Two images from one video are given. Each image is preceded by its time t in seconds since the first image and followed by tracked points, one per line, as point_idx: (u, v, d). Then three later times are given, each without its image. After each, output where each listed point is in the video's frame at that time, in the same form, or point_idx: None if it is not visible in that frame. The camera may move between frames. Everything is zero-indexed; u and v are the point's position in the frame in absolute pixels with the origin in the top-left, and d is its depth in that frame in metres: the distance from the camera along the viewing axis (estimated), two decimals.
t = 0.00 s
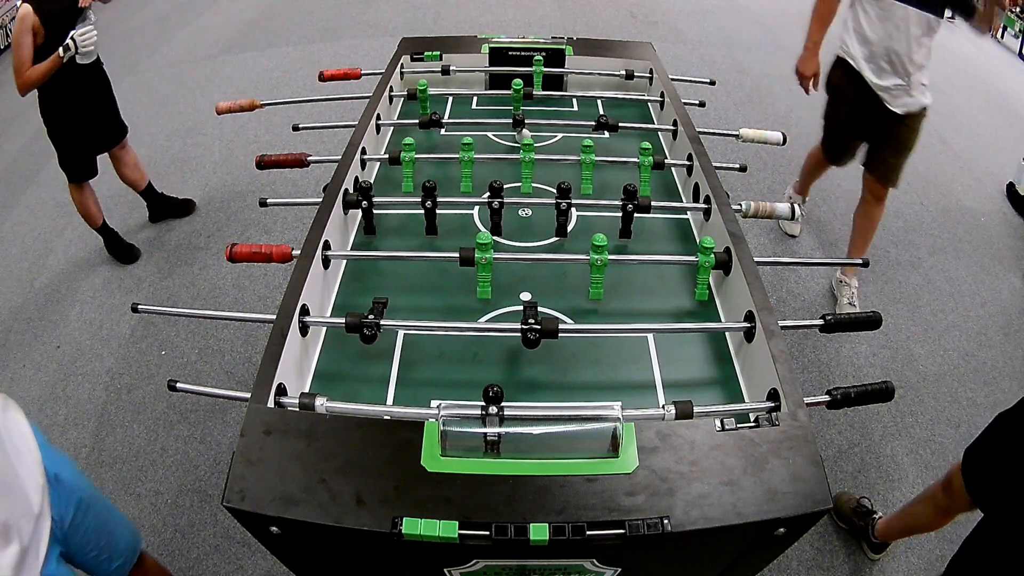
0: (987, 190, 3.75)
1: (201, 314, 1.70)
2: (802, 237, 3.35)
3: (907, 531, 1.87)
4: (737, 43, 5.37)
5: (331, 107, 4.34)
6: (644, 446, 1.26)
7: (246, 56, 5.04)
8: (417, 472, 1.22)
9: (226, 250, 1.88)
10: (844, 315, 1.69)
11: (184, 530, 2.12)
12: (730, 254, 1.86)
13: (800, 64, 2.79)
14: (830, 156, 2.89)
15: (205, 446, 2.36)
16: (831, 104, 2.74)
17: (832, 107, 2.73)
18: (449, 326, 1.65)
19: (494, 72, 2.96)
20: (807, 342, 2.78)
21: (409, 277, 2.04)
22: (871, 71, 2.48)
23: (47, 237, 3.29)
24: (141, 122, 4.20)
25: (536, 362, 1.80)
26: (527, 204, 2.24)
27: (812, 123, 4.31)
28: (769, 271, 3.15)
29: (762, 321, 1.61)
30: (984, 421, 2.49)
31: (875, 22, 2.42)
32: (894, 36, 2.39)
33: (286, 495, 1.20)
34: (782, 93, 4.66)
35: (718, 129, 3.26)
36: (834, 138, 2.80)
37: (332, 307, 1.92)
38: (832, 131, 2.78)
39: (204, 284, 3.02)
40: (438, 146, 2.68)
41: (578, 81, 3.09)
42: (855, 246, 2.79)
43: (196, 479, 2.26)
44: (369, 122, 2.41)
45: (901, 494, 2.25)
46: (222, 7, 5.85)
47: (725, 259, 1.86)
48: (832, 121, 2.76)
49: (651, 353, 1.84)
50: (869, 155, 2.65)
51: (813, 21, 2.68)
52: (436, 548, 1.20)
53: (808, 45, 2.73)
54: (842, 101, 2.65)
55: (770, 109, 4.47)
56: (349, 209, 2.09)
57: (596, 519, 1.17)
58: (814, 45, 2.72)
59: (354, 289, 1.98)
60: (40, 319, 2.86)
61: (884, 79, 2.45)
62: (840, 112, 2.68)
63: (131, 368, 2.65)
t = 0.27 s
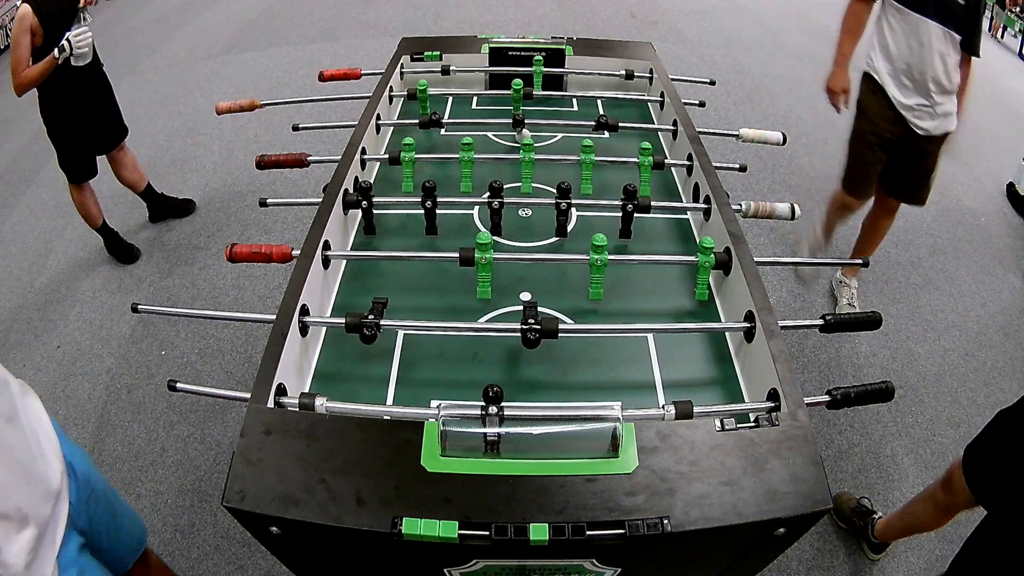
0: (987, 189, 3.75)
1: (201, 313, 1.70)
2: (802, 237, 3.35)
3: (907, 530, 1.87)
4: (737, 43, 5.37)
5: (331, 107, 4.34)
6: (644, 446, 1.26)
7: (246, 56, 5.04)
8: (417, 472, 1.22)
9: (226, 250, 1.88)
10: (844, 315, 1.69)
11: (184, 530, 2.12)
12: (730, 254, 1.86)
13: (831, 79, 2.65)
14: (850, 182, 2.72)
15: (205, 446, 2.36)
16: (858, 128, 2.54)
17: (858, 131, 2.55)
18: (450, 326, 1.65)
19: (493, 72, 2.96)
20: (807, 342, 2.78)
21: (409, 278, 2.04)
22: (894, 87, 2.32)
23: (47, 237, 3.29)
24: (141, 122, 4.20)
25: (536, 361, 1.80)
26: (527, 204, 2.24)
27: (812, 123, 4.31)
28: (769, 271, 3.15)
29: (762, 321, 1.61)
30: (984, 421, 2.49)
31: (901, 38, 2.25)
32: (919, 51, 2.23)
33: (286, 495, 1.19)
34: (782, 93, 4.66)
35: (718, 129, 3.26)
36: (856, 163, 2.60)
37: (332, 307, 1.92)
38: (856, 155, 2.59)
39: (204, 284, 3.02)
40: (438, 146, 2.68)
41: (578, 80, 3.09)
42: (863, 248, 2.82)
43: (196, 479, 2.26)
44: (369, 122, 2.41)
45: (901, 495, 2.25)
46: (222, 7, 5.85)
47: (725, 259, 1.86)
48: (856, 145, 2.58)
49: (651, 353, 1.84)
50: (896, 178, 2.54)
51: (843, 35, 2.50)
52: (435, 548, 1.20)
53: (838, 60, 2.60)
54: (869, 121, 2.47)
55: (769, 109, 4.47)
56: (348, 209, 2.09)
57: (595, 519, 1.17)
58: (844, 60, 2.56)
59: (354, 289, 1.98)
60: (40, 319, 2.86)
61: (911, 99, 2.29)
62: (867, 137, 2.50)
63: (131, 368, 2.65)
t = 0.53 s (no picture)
0: (987, 189, 3.75)
1: (201, 314, 1.70)
2: (802, 237, 3.35)
3: (907, 531, 1.87)
4: (737, 42, 5.37)
5: (331, 107, 4.34)
6: (644, 446, 1.26)
7: (246, 56, 5.04)
8: (417, 472, 1.22)
9: (226, 250, 1.88)
10: (844, 315, 1.69)
11: (185, 530, 2.12)
12: (730, 254, 1.86)
13: (860, 108, 2.30)
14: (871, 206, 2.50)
15: (205, 446, 2.36)
16: (881, 151, 2.34)
17: (882, 155, 2.34)
18: (450, 326, 1.65)
19: (493, 72, 2.96)
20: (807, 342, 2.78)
21: (409, 278, 2.04)
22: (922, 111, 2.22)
23: (47, 237, 3.29)
24: (141, 122, 4.20)
25: (536, 361, 1.80)
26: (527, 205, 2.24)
27: (811, 123, 4.31)
28: (769, 270, 3.15)
29: (762, 321, 1.61)
30: (984, 421, 2.49)
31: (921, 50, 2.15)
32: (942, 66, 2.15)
33: (286, 495, 1.20)
34: (782, 93, 4.66)
35: (718, 129, 3.26)
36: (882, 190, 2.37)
37: (332, 307, 1.92)
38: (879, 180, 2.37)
39: (204, 284, 3.02)
40: (438, 146, 2.68)
41: (578, 80, 3.09)
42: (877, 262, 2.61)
43: (196, 479, 2.26)
44: (369, 122, 2.41)
45: (901, 495, 2.25)
46: (222, 7, 5.85)
47: (725, 259, 1.85)
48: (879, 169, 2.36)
49: (651, 353, 1.84)
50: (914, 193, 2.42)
51: (867, 56, 2.21)
52: (435, 548, 1.20)
53: (866, 86, 2.26)
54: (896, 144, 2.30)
55: (769, 109, 4.47)
56: (349, 209, 2.09)
57: (595, 519, 1.17)
58: (874, 86, 2.23)
59: (354, 289, 1.98)
60: (40, 319, 2.86)
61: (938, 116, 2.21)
62: (893, 161, 2.32)
63: (131, 368, 2.65)
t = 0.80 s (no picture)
0: (987, 189, 3.75)
1: (201, 314, 1.70)
2: (802, 237, 3.35)
3: (907, 531, 1.87)
4: (737, 42, 5.37)
5: (331, 107, 4.34)
6: (644, 446, 1.26)
7: (246, 56, 5.04)
8: (417, 472, 1.22)
9: (226, 250, 1.88)
10: (844, 315, 1.69)
11: (185, 530, 2.12)
12: (730, 254, 1.86)
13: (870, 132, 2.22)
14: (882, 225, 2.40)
15: (205, 446, 2.36)
16: (893, 176, 2.28)
17: (894, 181, 2.27)
18: (450, 326, 1.65)
19: (493, 72, 2.96)
20: (807, 342, 2.78)
21: (409, 278, 2.04)
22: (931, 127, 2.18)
23: (47, 237, 3.29)
24: (141, 122, 4.20)
25: (537, 361, 1.80)
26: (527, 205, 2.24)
27: (811, 123, 4.31)
28: (769, 270, 3.15)
29: (762, 321, 1.61)
30: (984, 421, 2.49)
31: (935, 69, 2.11)
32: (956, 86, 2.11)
33: (286, 495, 1.20)
34: (782, 93, 4.66)
35: (719, 129, 3.26)
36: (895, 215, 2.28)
37: (332, 307, 1.92)
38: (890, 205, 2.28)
39: (204, 284, 3.02)
40: (438, 146, 2.68)
41: (578, 81, 3.09)
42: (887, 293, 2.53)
43: (196, 479, 2.26)
44: (369, 122, 2.41)
45: (901, 495, 2.25)
46: (222, 7, 5.85)
47: (725, 259, 1.86)
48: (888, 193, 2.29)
49: (651, 353, 1.84)
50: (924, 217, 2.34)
51: (879, 77, 2.15)
52: (435, 548, 1.20)
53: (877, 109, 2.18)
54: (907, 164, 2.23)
55: (769, 109, 4.47)
56: (349, 209, 2.09)
57: (596, 519, 1.17)
58: (886, 109, 2.16)
59: (354, 289, 1.98)
60: (40, 319, 2.86)
61: (950, 137, 2.18)
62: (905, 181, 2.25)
63: (131, 368, 2.65)
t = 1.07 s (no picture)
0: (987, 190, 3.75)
1: (201, 314, 1.70)
2: (802, 237, 3.35)
3: (907, 530, 1.87)
4: (737, 43, 5.37)
5: (331, 107, 4.35)
6: (644, 446, 1.26)
7: (246, 56, 5.04)
8: (417, 472, 1.22)
9: (226, 250, 1.88)
10: (845, 315, 1.69)
11: (184, 530, 2.12)
12: (730, 255, 1.86)
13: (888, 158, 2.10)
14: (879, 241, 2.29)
15: (205, 446, 2.36)
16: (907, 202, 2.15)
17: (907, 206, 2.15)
18: (450, 326, 1.65)
19: (493, 72, 2.96)
20: (807, 342, 2.78)
21: (409, 278, 2.04)
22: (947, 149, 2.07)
23: (47, 237, 3.29)
24: (141, 122, 4.20)
25: (537, 362, 1.80)
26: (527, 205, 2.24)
27: (811, 123, 4.32)
28: (769, 271, 3.15)
29: (762, 321, 1.61)
30: (984, 421, 2.49)
31: (953, 87, 1.99)
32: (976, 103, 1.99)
33: (286, 495, 1.20)
34: (781, 93, 4.66)
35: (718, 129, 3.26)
36: (897, 239, 2.20)
37: (332, 307, 1.92)
38: (891, 227, 2.21)
39: (204, 284, 3.02)
40: (438, 146, 2.68)
41: (578, 81, 3.09)
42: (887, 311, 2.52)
43: (196, 479, 2.26)
44: (369, 122, 2.41)
45: (901, 494, 2.25)
46: (222, 7, 5.85)
47: (725, 259, 1.86)
48: (893, 218, 2.20)
49: (651, 354, 1.84)
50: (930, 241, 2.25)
51: (896, 99, 2.03)
52: (436, 548, 1.20)
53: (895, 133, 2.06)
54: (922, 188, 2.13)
55: (769, 109, 4.47)
56: (349, 209, 2.09)
57: (596, 519, 1.17)
58: (905, 134, 2.04)
59: (355, 289, 1.98)
60: (40, 319, 2.86)
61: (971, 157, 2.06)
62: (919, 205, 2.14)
63: (131, 368, 2.65)
